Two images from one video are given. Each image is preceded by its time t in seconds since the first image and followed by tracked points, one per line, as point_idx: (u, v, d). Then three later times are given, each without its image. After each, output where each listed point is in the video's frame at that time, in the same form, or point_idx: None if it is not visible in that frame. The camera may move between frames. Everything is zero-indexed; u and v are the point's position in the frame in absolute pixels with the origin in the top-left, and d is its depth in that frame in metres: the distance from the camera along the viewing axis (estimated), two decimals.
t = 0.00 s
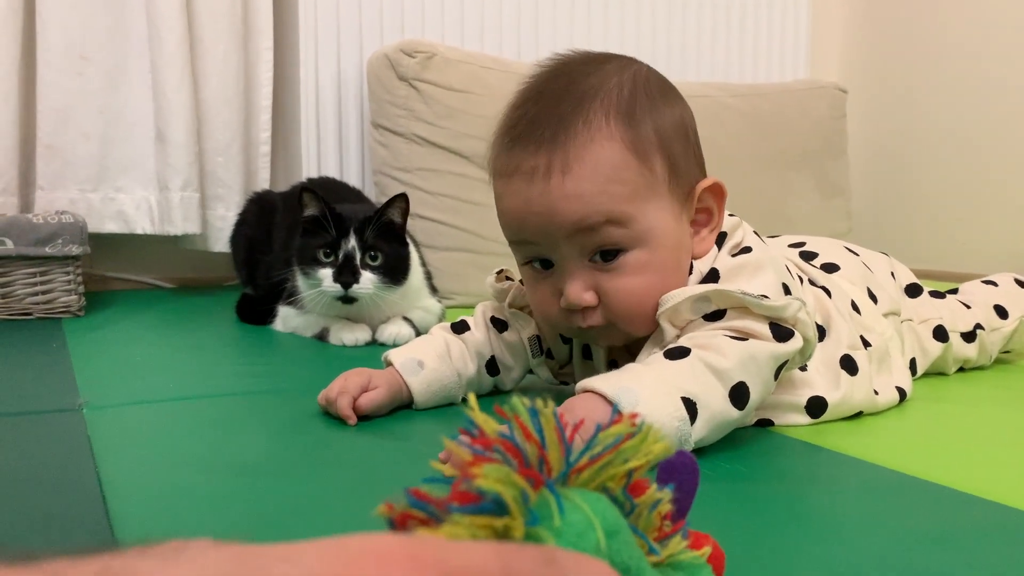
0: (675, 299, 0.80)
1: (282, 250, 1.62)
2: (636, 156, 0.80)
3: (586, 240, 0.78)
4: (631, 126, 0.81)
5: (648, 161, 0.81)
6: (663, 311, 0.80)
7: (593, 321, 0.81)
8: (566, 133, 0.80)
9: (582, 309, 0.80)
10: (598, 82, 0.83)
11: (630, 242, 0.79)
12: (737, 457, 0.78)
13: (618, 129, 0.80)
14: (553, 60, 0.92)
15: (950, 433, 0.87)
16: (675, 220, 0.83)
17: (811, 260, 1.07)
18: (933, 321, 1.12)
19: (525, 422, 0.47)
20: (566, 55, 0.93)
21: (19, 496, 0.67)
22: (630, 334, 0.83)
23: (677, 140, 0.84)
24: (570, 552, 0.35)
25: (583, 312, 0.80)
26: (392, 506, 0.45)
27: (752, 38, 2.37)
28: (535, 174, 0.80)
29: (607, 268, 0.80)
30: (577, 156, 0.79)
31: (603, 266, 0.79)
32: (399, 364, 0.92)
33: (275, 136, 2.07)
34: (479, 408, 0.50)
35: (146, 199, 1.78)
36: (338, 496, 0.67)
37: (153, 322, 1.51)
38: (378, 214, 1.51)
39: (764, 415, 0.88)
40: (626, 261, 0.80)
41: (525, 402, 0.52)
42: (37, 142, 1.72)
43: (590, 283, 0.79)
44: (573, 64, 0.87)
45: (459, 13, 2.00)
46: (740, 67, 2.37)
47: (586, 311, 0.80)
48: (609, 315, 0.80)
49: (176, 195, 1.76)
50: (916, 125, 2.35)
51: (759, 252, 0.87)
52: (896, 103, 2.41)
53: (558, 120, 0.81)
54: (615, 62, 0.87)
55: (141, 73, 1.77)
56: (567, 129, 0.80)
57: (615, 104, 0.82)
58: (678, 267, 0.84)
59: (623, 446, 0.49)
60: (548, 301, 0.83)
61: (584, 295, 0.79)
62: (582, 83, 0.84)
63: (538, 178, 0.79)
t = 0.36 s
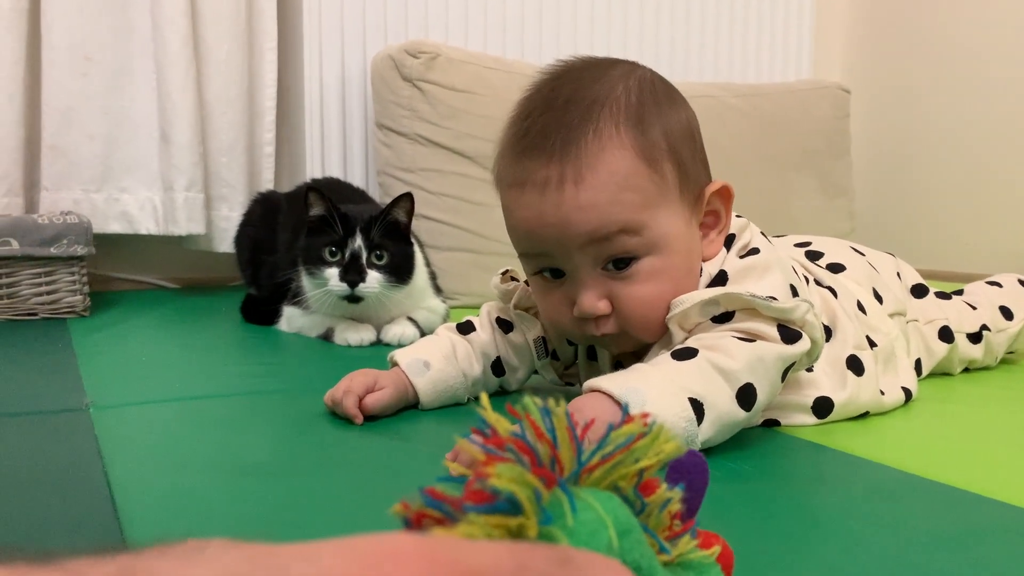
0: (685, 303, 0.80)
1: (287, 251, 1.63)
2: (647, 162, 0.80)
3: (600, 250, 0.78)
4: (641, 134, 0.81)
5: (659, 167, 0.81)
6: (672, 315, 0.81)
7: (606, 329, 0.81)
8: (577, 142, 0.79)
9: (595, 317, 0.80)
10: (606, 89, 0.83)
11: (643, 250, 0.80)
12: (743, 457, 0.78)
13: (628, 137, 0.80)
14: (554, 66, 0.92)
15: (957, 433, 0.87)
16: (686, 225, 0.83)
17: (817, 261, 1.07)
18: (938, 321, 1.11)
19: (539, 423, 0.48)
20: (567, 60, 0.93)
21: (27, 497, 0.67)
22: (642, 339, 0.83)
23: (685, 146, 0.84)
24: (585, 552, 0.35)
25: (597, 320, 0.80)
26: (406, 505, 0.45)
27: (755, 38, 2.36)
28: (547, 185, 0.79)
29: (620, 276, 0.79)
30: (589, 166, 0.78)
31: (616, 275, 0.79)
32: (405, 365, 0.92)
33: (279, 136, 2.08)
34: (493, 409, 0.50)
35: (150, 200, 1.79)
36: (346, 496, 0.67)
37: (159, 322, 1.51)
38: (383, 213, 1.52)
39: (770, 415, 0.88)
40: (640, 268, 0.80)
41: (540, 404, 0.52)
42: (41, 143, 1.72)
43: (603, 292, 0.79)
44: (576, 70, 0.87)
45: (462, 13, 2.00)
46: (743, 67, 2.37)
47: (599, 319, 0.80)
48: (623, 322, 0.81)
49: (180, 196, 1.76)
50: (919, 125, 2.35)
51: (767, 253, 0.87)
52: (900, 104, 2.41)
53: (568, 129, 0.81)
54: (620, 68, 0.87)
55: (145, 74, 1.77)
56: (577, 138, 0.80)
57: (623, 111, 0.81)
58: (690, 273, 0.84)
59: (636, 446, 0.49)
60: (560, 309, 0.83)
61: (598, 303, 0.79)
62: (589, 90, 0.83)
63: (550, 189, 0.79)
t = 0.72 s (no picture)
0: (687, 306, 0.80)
1: (288, 252, 1.63)
2: (650, 168, 0.80)
3: (605, 257, 0.78)
4: (644, 139, 0.81)
5: (662, 172, 0.81)
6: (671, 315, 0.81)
7: (611, 335, 0.81)
8: (580, 149, 0.79)
9: (600, 323, 0.80)
10: (607, 95, 0.83)
11: (648, 256, 0.80)
12: (744, 458, 0.78)
13: (632, 143, 0.80)
14: (553, 72, 0.92)
15: (957, 435, 0.87)
16: (690, 229, 0.83)
17: (817, 262, 1.07)
18: (939, 323, 1.11)
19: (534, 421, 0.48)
20: (566, 66, 0.93)
21: (28, 498, 0.67)
22: (647, 344, 0.84)
23: (687, 150, 0.84)
24: (583, 552, 0.35)
25: (602, 326, 0.81)
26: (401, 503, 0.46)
27: (755, 39, 2.37)
28: (553, 192, 0.79)
29: (625, 282, 0.80)
30: (594, 173, 0.78)
31: (621, 281, 0.79)
32: (405, 367, 0.92)
33: (280, 137, 2.08)
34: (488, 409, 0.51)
35: (151, 201, 1.79)
36: (346, 496, 0.67)
37: (160, 324, 1.51)
38: (384, 214, 1.52)
39: (771, 417, 0.88)
40: (645, 274, 0.80)
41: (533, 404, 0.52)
42: (42, 144, 1.72)
43: (608, 297, 0.79)
44: (576, 76, 0.87)
45: (463, 14, 2.00)
46: (744, 68, 2.37)
47: (604, 325, 0.81)
48: (628, 328, 0.81)
49: (181, 197, 1.76)
50: (920, 126, 2.34)
51: (768, 255, 0.87)
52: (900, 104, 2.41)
53: (572, 136, 0.80)
54: (620, 73, 0.87)
55: (146, 76, 1.78)
56: (581, 145, 0.80)
57: (625, 117, 0.81)
58: (694, 277, 0.84)
59: (630, 446, 0.49)
60: (563, 315, 0.83)
61: (603, 309, 0.79)
62: (591, 97, 0.83)
63: (555, 196, 0.79)
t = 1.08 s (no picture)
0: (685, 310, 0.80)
1: (287, 254, 1.63)
2: (647, 172, 0.80)
3: (603, 263, 0.78)
4: (640, 144, 0.80)
5: (659, 177, 0.81)
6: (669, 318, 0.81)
7: (610, 340, 0.82)
8: (577, 155, 0.79)
9: (599, 329, 0.80)
10: (602, 102, 0.83)
11: (646, 261, 0.80)
12: (743, 461, 0.78)
13: (629, 149, 0.80)
14: (549, 79, 0.92)
15: (955, 438, 0.87)
16: (687, 233, 0.83)
17: (816, 264, 1.07)
18: (938, 325, 1.11)
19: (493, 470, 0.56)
20: (561, 72, 0.92)
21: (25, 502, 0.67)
22: (647, 348, 0.84)
23: (683, 154, 0.84)
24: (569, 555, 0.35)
25: (601, 332, 0.81)
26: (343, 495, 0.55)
27: (754, 41, 2.37)
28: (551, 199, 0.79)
29: (624, 288, 0.80)
30: (592, 178, 0.78)
31: (619, 286, 0.79)
32: (404, 370, 0.91)
33: (280, 139, 2.08)
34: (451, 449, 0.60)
35: (150, 204, 1.79)
36: (344, 500, 0.67)
37: (159, 327, 1.51)
38: (382, 216, 1.52)
39: (770, 420, 0.87)
40: (643, 279, 0.80)
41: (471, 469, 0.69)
42: (41, 147, 1.72)
43: (606, 303, 0.79)
44: (572, 82, 0.87)
45: (463, 17, 2.00)
46: (743, 70, 2.37)
47: (604, 330, 0.81)
48: (627, 332, 0.81)
49: (180, 200, 1.76)
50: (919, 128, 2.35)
51: (767, 258, 0.87)
52: (899, 106, 2.41)
53: (568, 143, 0.80)
54: (614, 79, 0.86)
55: (146, 79, 1.78)
56: (578, 152, 0.79)
57: (621, 122, 0.81)
58: (693, 280, 0.84)
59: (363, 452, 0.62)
60: (564, 321, 0.83)
61: (602, 315, 0.79)
62: (587, 103, 0.83)
63: (553, 204, 0.78)
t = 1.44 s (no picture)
0: (675, 308, 0.80)
1: (285, 256, 1.63)
2: (600, 197, 0.79)
3: (547, 271, 0.80)
4: (600, 165, 0.79)
5: (613, 202, 0.79)
6: (663, 320, 0.81)
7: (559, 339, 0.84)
8: (535, 166, 0.80)
9: (549, 328, 0.84)
10: (581, 114, 0.82)
11: (589, 280, 0.80)
12: (741, 465, 0.78)
13: (586, 168, 0.79)
14: (560, 74, 0.91)
15: (953, 440, 0.87)
16: (643, 260, 0.82)
17: (814, 267, 1.07)
18: (937, 328, 1.11)
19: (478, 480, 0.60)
20: (575, 69, 0.91)
21: (23, 506, 0.67)
22: (605, 354, 0.86)
23: (657, 179, 0.81)
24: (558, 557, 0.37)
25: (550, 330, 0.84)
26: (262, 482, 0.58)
27: (753, 43, 2.37)
28: (502, 203, 0.81)
29: (569, 297, 0.81)
30: (540, 192, 0.79)
31: (566, 295, 0.81)
32: (402, 372, 0.91)
33: (279, 141, 2.08)
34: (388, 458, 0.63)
35: (149, 206, 1.79)
36: (342, 503, 0.67)
37: (158, 330, 1.51)
38: (382, 216, 1.52)
39: (769, 422, 0.87)
40: (586, 295, 0.81)
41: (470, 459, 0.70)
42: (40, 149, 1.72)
43: (554, 307, 0.82)
44: (567, 87, 0.86)
45: (462, 18, 2.00)
46: (741, 71, 2.37)
47: (552, 330, 0.84)
48: (574, 339, 0.83)
49: (178, 202, 1.76)
50: (917, 129, 2.35)
51: (761, 261, 0.85)
52: (898, 108, 2.41)
53: (532, 151, 0.81)
54: (610, 88, 0.84)
55: (145, 81, 1.77)
56: (537, 163, 0.80)
57: (590, 140, 0.80)
58: (645, 304, 0.83)
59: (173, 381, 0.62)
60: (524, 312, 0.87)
61: (548, 316, 0.82)
62: (566, 113, 0.83)
63: (504, 209, 0.81)
